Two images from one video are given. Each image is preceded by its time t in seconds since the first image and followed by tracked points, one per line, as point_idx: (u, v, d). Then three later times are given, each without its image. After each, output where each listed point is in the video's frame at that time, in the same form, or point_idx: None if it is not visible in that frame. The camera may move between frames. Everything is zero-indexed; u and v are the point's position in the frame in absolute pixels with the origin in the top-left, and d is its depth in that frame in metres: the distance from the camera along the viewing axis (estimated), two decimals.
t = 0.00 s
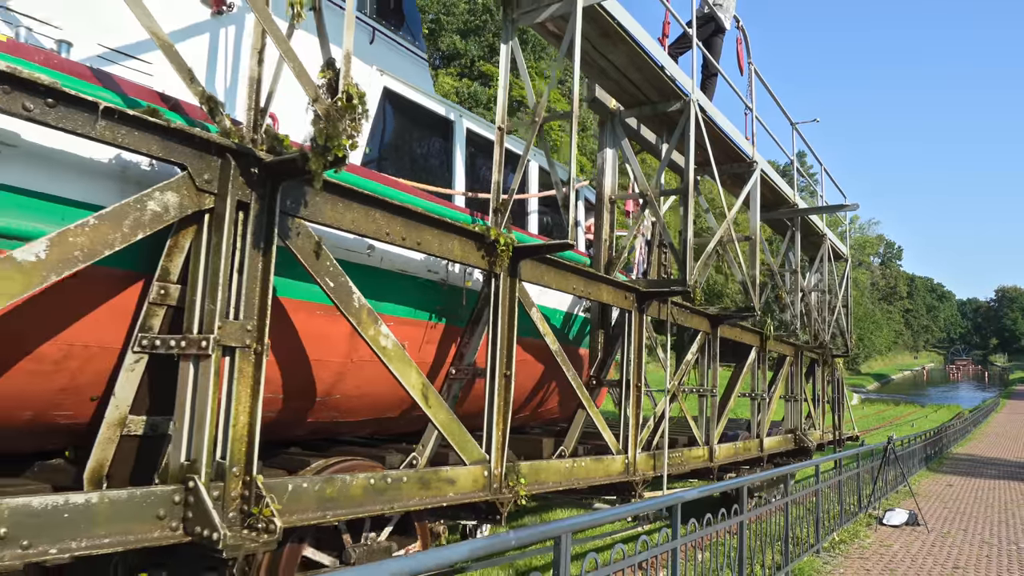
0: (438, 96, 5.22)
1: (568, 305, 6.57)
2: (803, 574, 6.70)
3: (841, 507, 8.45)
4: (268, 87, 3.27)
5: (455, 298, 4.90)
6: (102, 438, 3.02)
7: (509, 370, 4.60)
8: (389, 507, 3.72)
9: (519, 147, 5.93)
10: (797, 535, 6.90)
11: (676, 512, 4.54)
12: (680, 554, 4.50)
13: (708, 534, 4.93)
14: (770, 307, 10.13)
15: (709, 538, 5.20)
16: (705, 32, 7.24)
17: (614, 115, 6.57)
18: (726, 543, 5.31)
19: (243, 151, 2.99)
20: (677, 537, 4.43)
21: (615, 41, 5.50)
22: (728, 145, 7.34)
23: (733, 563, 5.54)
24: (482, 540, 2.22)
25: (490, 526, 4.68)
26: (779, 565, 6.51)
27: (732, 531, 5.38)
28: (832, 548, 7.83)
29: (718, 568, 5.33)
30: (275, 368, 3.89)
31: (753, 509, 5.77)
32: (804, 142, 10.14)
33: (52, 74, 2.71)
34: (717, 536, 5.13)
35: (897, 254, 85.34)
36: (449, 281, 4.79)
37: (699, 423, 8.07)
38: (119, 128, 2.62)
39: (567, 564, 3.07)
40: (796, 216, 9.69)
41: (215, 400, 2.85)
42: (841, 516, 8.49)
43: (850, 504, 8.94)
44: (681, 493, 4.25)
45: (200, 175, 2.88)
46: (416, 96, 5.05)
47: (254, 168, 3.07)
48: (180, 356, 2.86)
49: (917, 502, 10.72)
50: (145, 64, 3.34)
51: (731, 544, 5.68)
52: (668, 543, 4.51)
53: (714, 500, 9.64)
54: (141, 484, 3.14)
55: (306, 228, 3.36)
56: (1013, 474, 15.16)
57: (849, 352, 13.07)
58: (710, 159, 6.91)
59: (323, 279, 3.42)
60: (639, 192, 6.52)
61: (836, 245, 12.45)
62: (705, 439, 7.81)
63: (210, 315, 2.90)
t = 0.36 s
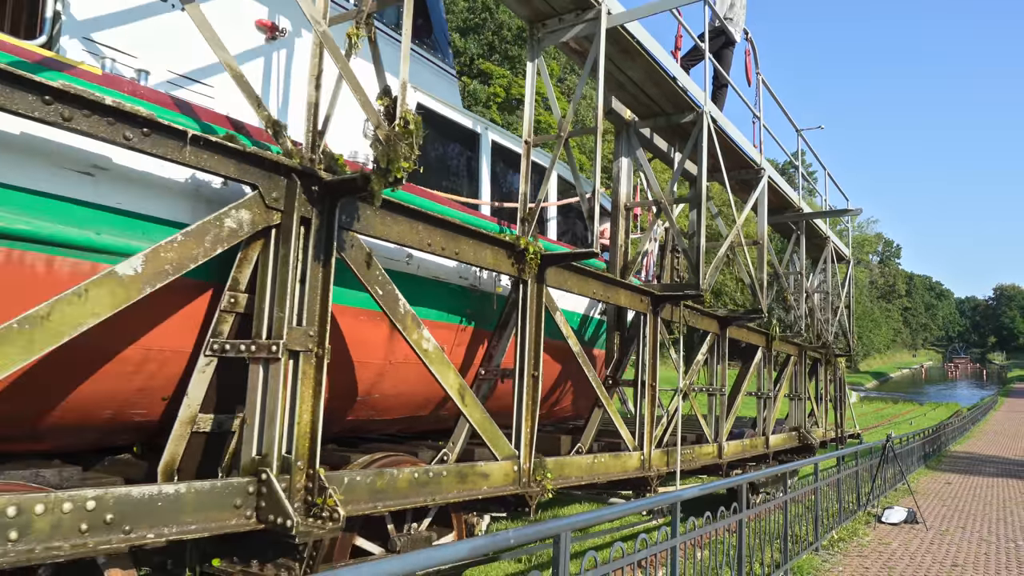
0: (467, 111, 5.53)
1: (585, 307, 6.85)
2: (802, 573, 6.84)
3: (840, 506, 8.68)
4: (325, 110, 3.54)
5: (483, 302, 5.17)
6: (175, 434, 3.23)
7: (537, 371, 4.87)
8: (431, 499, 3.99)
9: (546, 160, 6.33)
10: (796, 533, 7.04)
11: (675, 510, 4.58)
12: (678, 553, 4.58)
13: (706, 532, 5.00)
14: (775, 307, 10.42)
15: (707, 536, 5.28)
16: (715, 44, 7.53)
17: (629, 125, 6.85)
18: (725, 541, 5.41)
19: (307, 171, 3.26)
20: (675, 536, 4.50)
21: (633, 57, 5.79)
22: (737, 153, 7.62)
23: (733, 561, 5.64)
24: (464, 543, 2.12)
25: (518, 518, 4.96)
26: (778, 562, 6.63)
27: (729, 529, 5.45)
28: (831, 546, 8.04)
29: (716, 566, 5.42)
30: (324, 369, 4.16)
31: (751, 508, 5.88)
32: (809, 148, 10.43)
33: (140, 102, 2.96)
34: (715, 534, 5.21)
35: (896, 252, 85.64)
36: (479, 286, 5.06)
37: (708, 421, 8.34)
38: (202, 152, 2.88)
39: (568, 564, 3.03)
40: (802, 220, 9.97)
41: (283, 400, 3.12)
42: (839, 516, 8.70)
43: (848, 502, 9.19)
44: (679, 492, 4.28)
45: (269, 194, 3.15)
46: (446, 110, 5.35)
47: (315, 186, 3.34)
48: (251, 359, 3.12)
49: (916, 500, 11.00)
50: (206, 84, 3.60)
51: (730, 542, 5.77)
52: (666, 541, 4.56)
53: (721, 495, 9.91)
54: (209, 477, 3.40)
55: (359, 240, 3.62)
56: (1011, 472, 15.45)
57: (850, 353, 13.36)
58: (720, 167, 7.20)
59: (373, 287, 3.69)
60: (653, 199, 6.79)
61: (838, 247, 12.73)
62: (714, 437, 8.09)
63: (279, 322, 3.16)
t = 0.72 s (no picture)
0: (489, 126, 5.83)
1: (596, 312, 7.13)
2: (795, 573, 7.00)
3: (834, 506, 8.93)
4: (369, 133, 3.82)
5: (505, 309, 5.44)
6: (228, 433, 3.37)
7: (557, 374, 5.14)
8: (463, 494, 4.26)
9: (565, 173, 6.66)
10: (790, 535, 7.18)
11: (671, 512, 4.57)
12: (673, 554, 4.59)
13: (701, 533, 5.03)
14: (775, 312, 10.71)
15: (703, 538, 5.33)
16: (720, 59, 7.83)
17: (639, 137, 7.14)
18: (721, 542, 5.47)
19: (357, 191, 3.53)
20: (671, 537, 4.51)
21: (645, 75, 6.08)
22: (741, 164, 7.92)
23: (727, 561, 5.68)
24: (430, 552, 1.90)
25: (539, 513, 5.24)
26: (772, 563, 6.75)
27: (724, 530, 5.49)
28: (823, 547, 8.22)
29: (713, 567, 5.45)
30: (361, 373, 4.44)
31: (745, 509, 5.95)
32: (809, 157, 10.74)
33: (208, 129, 3.23)
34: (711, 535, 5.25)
35: (890, 254, 86.16)
36: (501, 293, 5.32)
37: (712, 421, 8.61)
38: (267, 175, 3.15)
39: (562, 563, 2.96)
40: (801, 227, 10.27)
41: (336, 403, 3.39)
42: (834, 517, 8.95)
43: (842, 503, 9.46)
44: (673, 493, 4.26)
45: (323, 213, 3.42)
46: (469, 126, 5.63)
47: (362, 205, 3.61)
48: (306, 364, 3.38)
49: (909, 501, 11.30)
50: (256, 108, 3.88)
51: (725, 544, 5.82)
52: (661, 544, 4.54)
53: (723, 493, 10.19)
54: (263, 474, 3.67)
55: (399, 254, 3.89)
56: (1003, 473, 15.77)
57: (848, 355, 13.67)
58: (725, 177, 7.49)
59: (412, 297, 3.96)
60: (662, 208, 7.08)
61: (836, 252, 13.05)
62: (718, 437, 8.37)
63: (332, 330, 3.43)
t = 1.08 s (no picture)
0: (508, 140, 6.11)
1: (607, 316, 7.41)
2: (791, 573, 7.20)
3: (829, 506, 9.21)
4: (407, 152, 4.09)
5: (524, 314, 5.72)
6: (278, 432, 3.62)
7: (575, 377, 5.42)
8: (491, 490, 4.53)
9: (581, 185, 7.06)
10: (785, 535, 7.40)
11: (665, 512, 4.60)
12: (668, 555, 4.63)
13: (696, 533, 5.09)
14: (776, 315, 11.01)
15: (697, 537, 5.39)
16: (725, 72, 8.13)
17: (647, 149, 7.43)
18: (716, 542, 5.56)
19: (399, 207, 3.80)
20: (666, 538, 4.55)
21: (656, 91, 6.38)
22: (745, 173, 8.21)
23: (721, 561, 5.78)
24: (432, 552, 1.91)
25: (558, 509, 5.51)
26: (767, 563, 6.91)
27: (718, 530, 5.57)
28: (819, 547, 8.46)
29: (708, 567, 5.52)
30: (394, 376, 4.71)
31: (739, 509, 6.05)
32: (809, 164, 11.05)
33: (265, 152, 3.50)
34: (705, 535, 5.31)
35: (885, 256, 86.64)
36: (521, 300, 5.60)
37: (717, 421, 8.90)
38: (321, 195, 3.42)
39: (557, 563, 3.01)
40: (802, 233, 10.58)
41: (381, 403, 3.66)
42: (829, 517, 9.20)
43: (839, 503, 9.74)
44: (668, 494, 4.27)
45: (368, 228, 3.70)
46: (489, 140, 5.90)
47: (403, 220, 3.88)
48: (353, 368, 3.66)
49: (904, 501, 11.58)
50: (299, 128, 4.16)
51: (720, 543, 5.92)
52: (656, 544, 4.56)
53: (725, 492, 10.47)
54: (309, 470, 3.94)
55: (434, 265, 4.17)
56: (997, 474, 16.09)
57: (846, 357, 13.97)
58: (730, 186, 7.78)
59: (446, 305, 4.24)
60: (670, 217, 7.37)
61: (835, 257, 13.37)
62: (722, 436, 8.65)
63: (376, 337, 3.70)
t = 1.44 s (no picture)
0: (525, 151, 6.38)
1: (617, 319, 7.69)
2: (788, 572, 7.43)
3: (827, 506, 9.48)
4: (440, 169, 4.35)
5: (543, 319, 5.99)
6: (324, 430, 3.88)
7: (592, 379, 5.70)
8: (517, 485, 4.81)
9: (598, 198, 7.33)
10: (783, 534, 7.63)
11: (663, 512, 4.70)
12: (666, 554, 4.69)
13: (693, 532, 5.22)
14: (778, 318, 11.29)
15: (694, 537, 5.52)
16: (730, 84, 8.41)
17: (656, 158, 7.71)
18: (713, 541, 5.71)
19: (434, 221, 4.06)
20: (662, 537, 4.59)
21: (666, 103, 6.65)
22: (750, 181, 8.50)
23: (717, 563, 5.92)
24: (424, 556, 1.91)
25: (576, 504, 5.79)
26: (765, 562, 7.11)
27: (716, 530, 5.72)
28: (816, 547, 8.70)
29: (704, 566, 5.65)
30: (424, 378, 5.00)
31: (736, 508, 6.21)
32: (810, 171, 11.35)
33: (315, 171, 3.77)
34: (701, 535, 5.44)
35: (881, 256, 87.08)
36: (540, 305, 5.86)
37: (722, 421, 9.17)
38: (367, 211, 3.69)
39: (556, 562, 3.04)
40: (803, 238, 10.87)
41: (420, 405, 3.93)
42: (826, 516, 9.47)
43: (836, 502, 10.04)
44: (665, 493, 4.35)
45: (407, 241, 3.97)
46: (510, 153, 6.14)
47: (437, 232, 4.14)
48: (394, 372, 3.92)
49: (900, 501, 11.87)
50: (337, 145, 4.41)
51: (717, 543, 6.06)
52: (653, 544, 4.66)
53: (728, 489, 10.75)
54: (351, 466, 4.21)
55: (466, 275, 4.43)
56: (992, 473, 16.40)
57: (845, 358, 14.26)
58: (735, 194, 8.07)
59: (476, 312, 4.50)
60: (678, 224, 7.65)
61: (835, 259, 13.66)
62: (727, 436, 8.93)
63: (415, 342, 3.98)
